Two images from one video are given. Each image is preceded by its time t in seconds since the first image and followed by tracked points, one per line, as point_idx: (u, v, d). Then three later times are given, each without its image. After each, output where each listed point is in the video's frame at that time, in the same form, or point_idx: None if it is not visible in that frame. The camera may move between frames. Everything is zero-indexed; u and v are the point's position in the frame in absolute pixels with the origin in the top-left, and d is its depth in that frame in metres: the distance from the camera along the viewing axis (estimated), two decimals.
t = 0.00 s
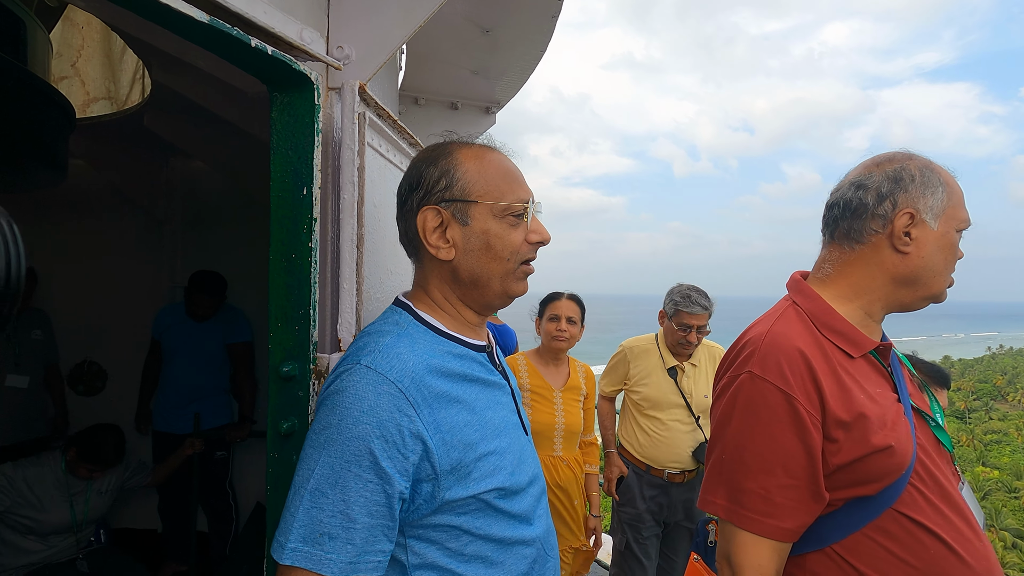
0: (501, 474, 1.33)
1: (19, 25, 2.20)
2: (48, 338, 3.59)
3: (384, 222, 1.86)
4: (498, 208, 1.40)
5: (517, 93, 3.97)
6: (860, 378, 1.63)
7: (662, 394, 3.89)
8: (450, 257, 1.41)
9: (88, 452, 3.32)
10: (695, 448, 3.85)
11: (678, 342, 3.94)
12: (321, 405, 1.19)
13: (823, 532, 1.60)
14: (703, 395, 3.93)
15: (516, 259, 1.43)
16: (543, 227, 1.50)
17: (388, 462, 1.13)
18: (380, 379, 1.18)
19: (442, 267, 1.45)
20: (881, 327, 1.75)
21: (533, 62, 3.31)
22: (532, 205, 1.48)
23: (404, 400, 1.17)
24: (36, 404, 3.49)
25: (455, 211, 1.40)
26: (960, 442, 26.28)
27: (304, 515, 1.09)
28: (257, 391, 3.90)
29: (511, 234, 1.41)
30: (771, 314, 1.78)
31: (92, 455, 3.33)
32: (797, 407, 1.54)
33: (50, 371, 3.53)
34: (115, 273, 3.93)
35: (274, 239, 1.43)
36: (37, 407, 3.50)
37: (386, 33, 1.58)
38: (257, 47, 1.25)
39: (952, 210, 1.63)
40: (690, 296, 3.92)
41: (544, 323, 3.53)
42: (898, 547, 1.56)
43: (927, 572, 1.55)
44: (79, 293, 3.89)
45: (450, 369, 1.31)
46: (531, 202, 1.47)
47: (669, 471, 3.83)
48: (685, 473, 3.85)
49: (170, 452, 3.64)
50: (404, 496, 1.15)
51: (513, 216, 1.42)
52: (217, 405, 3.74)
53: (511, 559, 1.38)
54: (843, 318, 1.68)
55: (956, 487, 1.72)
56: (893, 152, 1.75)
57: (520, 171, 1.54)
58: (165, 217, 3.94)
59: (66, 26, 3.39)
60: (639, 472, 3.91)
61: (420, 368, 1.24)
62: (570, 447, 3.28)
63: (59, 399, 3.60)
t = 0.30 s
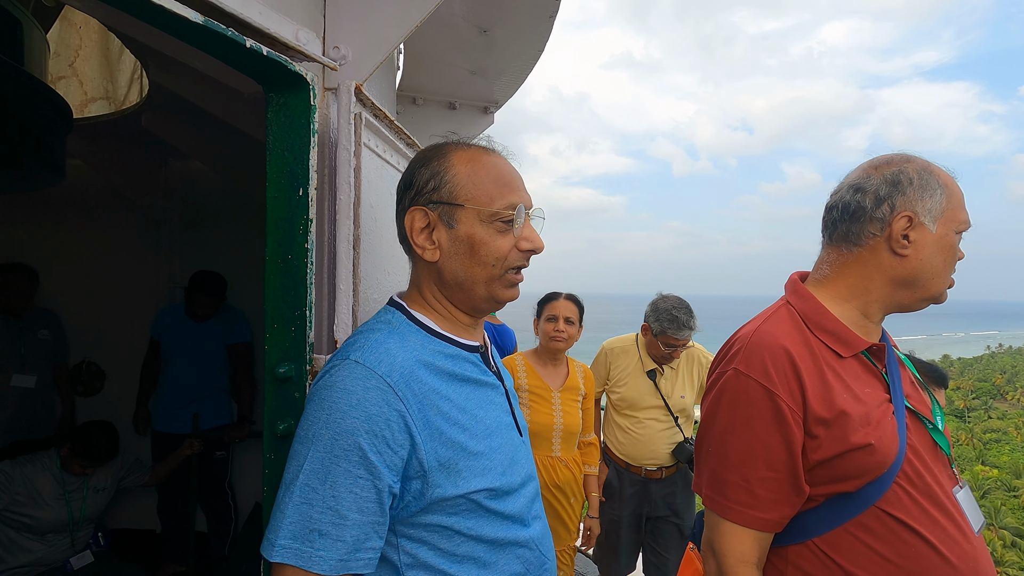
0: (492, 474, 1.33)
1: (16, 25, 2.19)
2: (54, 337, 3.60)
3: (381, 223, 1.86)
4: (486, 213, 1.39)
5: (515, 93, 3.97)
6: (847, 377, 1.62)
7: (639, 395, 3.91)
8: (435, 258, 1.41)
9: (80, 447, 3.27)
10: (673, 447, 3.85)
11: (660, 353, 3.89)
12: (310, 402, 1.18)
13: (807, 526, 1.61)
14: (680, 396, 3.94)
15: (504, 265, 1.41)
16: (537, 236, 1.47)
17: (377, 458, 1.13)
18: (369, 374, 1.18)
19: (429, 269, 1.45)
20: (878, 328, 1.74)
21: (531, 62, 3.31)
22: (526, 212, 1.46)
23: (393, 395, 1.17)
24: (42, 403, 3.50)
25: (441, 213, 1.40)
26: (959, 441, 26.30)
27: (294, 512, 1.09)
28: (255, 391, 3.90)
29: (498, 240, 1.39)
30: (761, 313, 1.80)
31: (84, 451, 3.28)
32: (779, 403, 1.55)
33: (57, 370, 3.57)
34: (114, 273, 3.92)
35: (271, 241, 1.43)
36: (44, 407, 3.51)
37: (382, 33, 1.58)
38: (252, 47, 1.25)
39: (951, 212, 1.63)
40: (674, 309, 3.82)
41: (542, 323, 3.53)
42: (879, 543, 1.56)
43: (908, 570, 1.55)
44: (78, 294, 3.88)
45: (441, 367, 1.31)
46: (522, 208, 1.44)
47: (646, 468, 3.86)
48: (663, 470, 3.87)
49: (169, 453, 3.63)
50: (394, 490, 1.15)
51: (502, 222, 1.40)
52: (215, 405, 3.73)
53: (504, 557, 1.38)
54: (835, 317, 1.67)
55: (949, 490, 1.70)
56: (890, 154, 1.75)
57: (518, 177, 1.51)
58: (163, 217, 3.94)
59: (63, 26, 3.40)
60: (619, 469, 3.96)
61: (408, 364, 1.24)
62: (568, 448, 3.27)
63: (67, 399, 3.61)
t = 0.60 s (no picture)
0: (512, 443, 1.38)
1: (13, 24, 2.18)
2: (63, 338, 3.57)
3: (379, 223, 1.85)
4: (480, 233, 1.35)
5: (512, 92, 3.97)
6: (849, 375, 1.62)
7: (619, 393, 3.96)
8: (426, 264, 1.43)
9: (75, 446, 3.26)
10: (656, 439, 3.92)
11: (631, 346, 4.00)
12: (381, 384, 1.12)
13: (809, 525, 1.60)
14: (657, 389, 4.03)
15: (494, 286, 1.38)
16: (535, 261, 1.42)
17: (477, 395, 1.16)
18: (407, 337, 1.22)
19: (422, 272, 1.47)
20: (877, 326, 1.75)
21: (528, 61, 3.31)
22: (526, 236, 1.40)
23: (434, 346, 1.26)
24: (47, 405, 3.46)
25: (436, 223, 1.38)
26: (957, 439, 26.37)
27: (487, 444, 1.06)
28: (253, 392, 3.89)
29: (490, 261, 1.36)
30: (761, 313, 1.79)
31: (79, 450, 3.27)
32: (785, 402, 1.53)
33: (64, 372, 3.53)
34: (112, 273, 3.91)
35: (268, 240, 1.42)
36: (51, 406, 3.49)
37: (380, 32, 1.57)
38: (248, 45, 1.24)
39: (950, 213, 1.64)
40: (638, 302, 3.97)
41: (540, 323, 3.53)
42: (881, 540, 1.56)
43: (908, 565, 1.55)
44: (75, 294, 3.87)
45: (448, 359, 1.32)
46: (521, 233, 1.38)
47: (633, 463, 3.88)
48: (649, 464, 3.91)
49: (167, 453, 3.62)
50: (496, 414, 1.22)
51: (496, 244, 1.36)
52: (214, 405, 3.72)
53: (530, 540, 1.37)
54: (836, 315, 1.67)
55: (947, 487, 1.72)
56: (893, 154, 1.75)
57: (530, 195, 1.42)
58: (161, 217, 3.93)
59: (60, 25, 3.29)
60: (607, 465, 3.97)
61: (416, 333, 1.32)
62: (567, 447, 3.27)
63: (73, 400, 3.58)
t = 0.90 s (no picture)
0: (520, 457, 1.38)
1: (9, 24, 2.18)
2: (63, 338, 3.57)
3: (377, 222, 1.86)
4: (507, 234, 1.37)
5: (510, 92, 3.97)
6: (850, 375, 1.64)
7: (608, 388, 3.99)
8: (449, 265, 1.43)
9: (64, 470, 3.11)
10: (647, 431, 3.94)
11: (613, 332, 4.08)
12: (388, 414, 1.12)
13: (815, 526, 1.61)
14: (644, 381, 4.11)
15: (518, 287, 1.41)
16: (557, 261, 1.46)
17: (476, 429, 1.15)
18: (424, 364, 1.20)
19: (443, 272, 1.47)
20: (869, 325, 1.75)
21: (526, 61, 3.31)
22: (550, 237, 1.44)
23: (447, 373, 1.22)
24: (45, 404, 3.46)
25: (462, 223, 1.40)
26: (953, 438, 26.48)
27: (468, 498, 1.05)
28: (252, 392, 3.90)
29: (516, 262, 1.39)
30: (763, 312, 1.79)
31: (68, 474, 3.12)
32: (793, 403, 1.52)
33: (64, 372, 3.52)
34: (109, 273, 3.91)
35: (266, 239, 1.42)
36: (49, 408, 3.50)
37: (378, 31, 1.57)
38: (246, 45, 1.25)
39: (937, 208, 1.64)
40: (614, 287, 4.14)
41: (538, 322, 3.54)
42: (885, 537, 1.57)
43: (912, 562, 1.57)
44: (73, 294, 3.87)
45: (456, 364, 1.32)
46: (545, 232, 1.41)
47: (626, 458, 3.89)
48: (642, 457, 3.93)
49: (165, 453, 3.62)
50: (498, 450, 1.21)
51: (521, 245, 1.39)
52: (212, 405, 3.72)
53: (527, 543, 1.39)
54: (834, 316, 1.68)
55: (942, 480, 1.74)
56: (877, 152, 1.77)
57: (549, 196, 1.46)
58: (159, 217, 3.92)
59: (58, 25, 3.28)
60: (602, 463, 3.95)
61: (428, 346, 1.29)
62: (564, 446, 3.28)
63: (72, 401, 3.58)
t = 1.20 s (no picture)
0: (506, 474, 1.36)
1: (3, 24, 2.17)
2: (58, 338, 3.57)
3: (374, 222, 1.86)
4: (507, 223, 1.40)
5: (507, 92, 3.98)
6: (859, 379, 1.64)
7: (604, 385, 4.03)
8: (451, 261, 1.44)
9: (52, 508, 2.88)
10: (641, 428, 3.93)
11: (605, 322, 4.18)
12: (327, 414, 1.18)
13: (821, 531, 1.60)
14: (640, 378, 4.13)
15: (520, 276, 1.43)
16: (557, 249, 1.48)
17: (401, 468, 1.13)
18: (390, 385, 1.18)
19: (445, 270, 1.48)
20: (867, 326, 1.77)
21: (523, 61, 3.32)
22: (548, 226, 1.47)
23: (413, 403, 1.18)
24: (42, 404, 3.45)
25: (462, 218, 1.42)
26: (948, 436, 26.63)
27: (320, 531, 1.08)
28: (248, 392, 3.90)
29: (518, 250, 1.41)
30: (771, 310, 1.76)
31: (56, 511, 2.90)
32: (807, 408, 1.51)
33: (59, 373, 3.52)
34: (105, 273, 3.90)
35: (264, 240, 1.43)
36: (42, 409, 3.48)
37: (375, 33, 1.58)
38: (244, 46, 1.25)
39: (935, 207, 1.62)
40: (601, 281, 4.35)
41: (533, 322, 3.55)
42: (892, 540, 1.58)
43: (919, 564, 1.58)
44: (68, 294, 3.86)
45: (454, 371, 1.33)
46: (543, 221, 1.44)
47: (623, 456, 3.89)
48: (638, 454, 3.92)
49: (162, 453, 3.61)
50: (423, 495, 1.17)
51: (522, 233, 1.41)
52: (209, 405, 3.73)
53: (514, 547, 1.40)
54: (838, 317, 1.68)
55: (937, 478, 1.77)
56: (872, 151, 1.78)
57: (543, 188, 1.50)
58: (154, 217, 3.92)
59: (53, 24, 3.33)
60: (598, 461, 3.95)
61: (426, 371, 1.26)
62: (560, 445, 3.28)
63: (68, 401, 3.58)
